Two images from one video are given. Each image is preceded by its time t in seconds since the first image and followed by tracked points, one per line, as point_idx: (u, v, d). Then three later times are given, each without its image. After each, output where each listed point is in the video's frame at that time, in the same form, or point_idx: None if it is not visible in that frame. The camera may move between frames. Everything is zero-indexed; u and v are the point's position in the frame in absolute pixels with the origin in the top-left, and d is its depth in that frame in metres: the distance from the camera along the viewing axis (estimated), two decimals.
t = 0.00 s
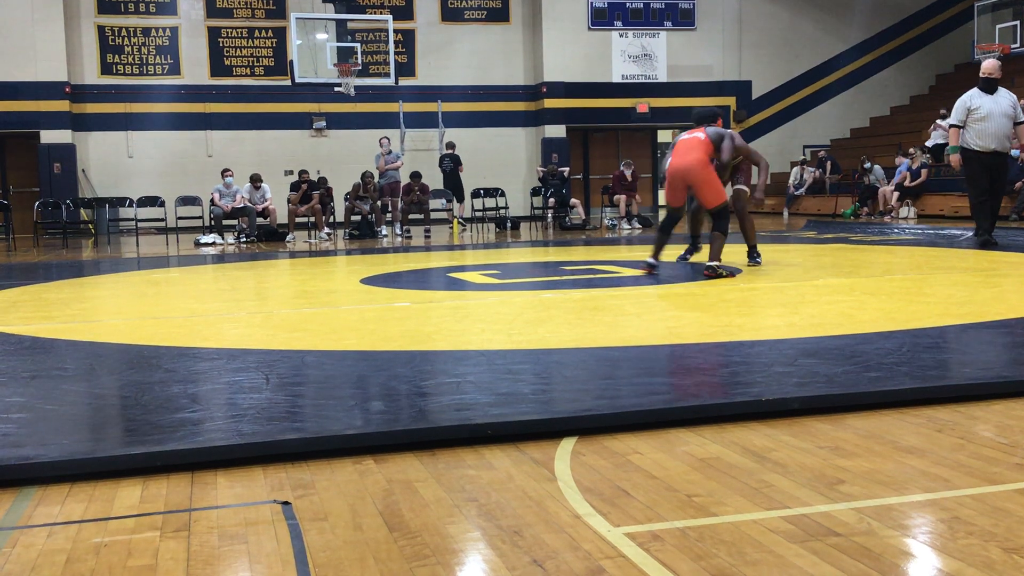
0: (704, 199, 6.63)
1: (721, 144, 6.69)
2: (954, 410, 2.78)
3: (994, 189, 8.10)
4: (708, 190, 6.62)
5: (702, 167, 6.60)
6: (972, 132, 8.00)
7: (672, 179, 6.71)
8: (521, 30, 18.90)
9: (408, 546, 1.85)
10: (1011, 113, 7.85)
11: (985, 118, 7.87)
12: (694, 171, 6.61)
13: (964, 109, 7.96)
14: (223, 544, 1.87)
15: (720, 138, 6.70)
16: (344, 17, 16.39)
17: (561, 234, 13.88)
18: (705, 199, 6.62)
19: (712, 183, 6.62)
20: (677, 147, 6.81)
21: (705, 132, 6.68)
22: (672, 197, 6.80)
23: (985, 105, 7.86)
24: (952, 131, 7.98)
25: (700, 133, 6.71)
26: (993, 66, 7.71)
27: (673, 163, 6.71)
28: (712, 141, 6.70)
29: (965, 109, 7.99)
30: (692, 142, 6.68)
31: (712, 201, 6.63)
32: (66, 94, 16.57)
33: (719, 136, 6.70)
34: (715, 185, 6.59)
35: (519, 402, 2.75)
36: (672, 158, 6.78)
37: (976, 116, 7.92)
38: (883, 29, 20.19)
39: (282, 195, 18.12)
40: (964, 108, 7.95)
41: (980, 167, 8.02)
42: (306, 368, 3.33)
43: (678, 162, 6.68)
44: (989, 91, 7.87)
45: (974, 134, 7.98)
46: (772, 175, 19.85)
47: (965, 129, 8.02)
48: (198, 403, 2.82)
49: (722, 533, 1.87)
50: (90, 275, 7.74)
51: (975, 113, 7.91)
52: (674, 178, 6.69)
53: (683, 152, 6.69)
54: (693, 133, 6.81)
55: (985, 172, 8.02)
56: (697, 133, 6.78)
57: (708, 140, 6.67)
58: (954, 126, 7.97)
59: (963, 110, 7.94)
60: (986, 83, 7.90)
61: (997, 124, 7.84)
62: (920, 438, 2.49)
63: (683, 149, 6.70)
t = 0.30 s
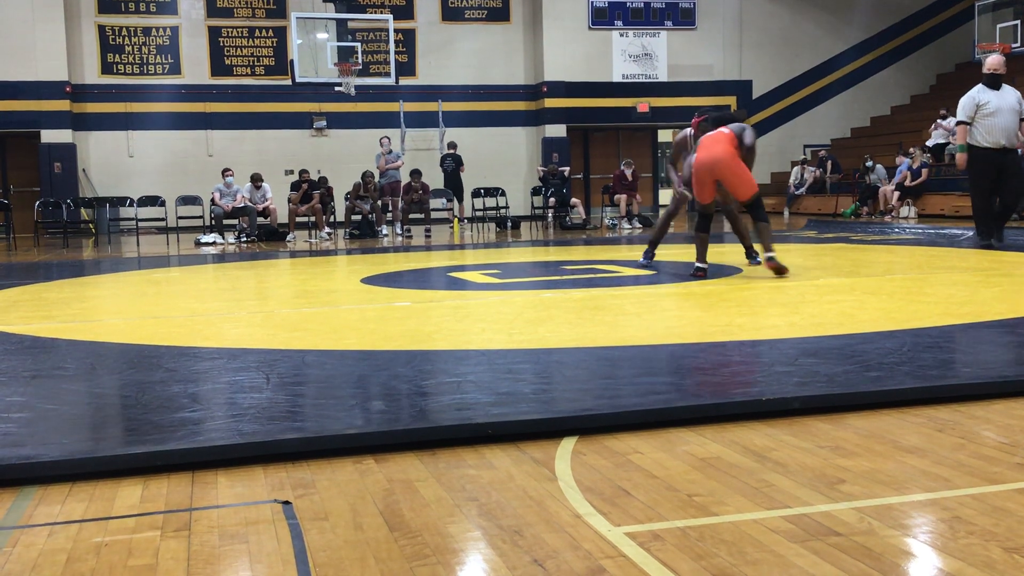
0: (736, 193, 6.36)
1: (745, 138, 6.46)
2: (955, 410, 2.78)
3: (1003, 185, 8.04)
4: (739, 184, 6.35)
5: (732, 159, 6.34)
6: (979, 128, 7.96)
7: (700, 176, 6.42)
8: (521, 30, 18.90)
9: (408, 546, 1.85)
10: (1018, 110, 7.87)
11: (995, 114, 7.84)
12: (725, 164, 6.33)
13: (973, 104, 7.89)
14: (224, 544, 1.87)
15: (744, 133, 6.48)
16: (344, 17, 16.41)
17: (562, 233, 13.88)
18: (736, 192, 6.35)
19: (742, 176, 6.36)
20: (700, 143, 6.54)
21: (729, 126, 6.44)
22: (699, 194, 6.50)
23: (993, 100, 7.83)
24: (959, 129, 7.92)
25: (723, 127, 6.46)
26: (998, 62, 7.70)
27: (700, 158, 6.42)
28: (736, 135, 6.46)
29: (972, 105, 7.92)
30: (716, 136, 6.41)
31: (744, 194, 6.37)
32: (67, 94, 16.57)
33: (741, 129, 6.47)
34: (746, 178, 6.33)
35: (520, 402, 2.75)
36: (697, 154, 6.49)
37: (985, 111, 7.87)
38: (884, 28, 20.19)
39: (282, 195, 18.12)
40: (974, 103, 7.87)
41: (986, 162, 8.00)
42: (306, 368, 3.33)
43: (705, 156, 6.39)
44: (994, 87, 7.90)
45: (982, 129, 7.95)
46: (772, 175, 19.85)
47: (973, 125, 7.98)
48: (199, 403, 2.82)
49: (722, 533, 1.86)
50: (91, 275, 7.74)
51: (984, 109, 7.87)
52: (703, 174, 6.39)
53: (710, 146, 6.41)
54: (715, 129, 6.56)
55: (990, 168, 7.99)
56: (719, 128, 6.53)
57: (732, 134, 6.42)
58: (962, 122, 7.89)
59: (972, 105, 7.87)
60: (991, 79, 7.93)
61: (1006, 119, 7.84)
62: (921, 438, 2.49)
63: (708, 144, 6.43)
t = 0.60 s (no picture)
0: (772, 192, 6.34)
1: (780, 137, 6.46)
2: (956, 409, 2.78)
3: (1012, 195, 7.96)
4: (776, 183, 6.34)
5: (777, 157, 6.30)
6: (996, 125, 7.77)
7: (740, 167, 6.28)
8: (522, 29, 18.89)
9: (409, 544, 1.85)
10: None
11: (1011, 110, 7.68)
12: (769, 160, 6.28)
13: (987, 100, 7.74)
14: (225, 543, 1.87)
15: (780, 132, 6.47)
16: (345, 16, 16.43)
17: (563, 232, 13.87)
18: (774, 191, 6.33)
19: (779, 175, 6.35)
20: (739, 133, 6.39)
21: (770, 121, 6.38)
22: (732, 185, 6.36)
23: (1009, 97, 7.68)
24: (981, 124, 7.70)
25: (764, 121, 6.38)
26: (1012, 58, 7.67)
27: (746, 149, 6.28)
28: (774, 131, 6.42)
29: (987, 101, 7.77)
30: (762, 130, 6.33)
31: (777, 194, 6.37)
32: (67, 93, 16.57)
33: (778, 127, 6.46)
34: (783, 178, 6.34)
35: (520, 401, 2.75)
36: (738, 144, 6.34)
37: (1001, 108, 7.72)
38: (884, 27, 20.19)
39: (283, 194, 18.12)
40: (988, 99, 7.72)
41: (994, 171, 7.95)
42: (307, 367, 3.32)
43: (751, 149, 6.27)
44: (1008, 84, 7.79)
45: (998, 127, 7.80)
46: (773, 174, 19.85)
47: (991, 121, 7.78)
48: (199, 402, 2.82)
49: (723, 532, 1.86)
50: (92, 275, 7.74)
51: (999, 105, 7.71)
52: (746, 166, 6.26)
53: (756, 138, 6.30)
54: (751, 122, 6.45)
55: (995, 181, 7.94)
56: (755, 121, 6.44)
57: (773, 130, 6.38)
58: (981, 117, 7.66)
59: (987, 101, 7.70)
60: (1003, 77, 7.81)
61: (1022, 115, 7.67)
62: (922, 437, 2.49)
63: (754, 136, 6.32)
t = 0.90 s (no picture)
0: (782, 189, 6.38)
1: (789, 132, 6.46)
2: (957, 408, 2.78)
3: None
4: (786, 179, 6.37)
5: (789, 154, 6.30)
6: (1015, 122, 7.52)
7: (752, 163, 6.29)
8: (522, 28, 18.89)
9: (409, 544, 1.85)
10: None
11: None
12: (782, 158, 6.28)
13: (1007, 98, 7.49)
14: (225, 542, 1.87)
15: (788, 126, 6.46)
16: (345, 16, 16.44)
17: (563, 231, 13.87)
18: (783, 188, 6.36)
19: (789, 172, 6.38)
20: (752, 128, 6.33)
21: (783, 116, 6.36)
22: (742, 181, 6.39)
23: None
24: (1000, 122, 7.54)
25: (776, 116, 6.35)
26: None
27: (759, 146, 6.26)
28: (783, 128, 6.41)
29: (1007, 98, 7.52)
30: (774, 126, 6.30)
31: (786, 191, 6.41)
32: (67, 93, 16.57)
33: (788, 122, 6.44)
34: (792, 175, 6.36)
35: (521, 401, 2.75)
36: (750, 140, 6.32)
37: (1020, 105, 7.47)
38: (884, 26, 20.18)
39: (284, 194, 18.12)
40: (1008, 96, 7.48)
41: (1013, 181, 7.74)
42: (308, 367, 3.32)
43: (765, 147, 6.25)
44: None
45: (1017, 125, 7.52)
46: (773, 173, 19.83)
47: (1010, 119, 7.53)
48: (199, 402, 2.82)
49: (724, 531, 1.86)
50: (92, 274, 7.73)
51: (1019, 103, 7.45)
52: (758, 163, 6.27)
53: (769, 135, 6.28)
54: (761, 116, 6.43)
55: (1017, 200, 7.81)
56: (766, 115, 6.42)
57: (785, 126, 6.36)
58: (1000, 116, 7.45)
59: (1007, 100, 7.45)
60: None
61: None
62: (922, 436, 2.49)
63: (767, 133, 6.29)
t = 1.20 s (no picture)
0: (775, 189, 6.35)
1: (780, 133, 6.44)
2: (957, 406, 2.78)
3: None
4: (778, 180, 6.34)
5: (778, 154, 6.28)
6: None
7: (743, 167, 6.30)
8: (522, 28, 18.89)
9: (410, 544, 1.85)
10: None
11: None
12: (770, 158, 6.27)
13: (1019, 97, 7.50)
14: (226, 542, 1.87)
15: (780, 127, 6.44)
16: (344, 16, 16.45)
17: (563, 231, 13.87)
18: (775, 189, 6.33)
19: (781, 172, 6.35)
20: (740, 132, 6.37)
21: (771, 118, 6.36)
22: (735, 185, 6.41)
23: None
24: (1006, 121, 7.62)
25: (764, 117, 6.36)
26: None
27: (746, 147, 6.28)
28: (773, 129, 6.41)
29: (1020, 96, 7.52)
30: (761, 127, 6.30)
31: (779, 191, 6.38)
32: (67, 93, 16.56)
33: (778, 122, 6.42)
34: (785, 175, 6.34)
35: (522, 400, 2.75)
36: (738, 143, 6.34)
37: None
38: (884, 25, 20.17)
39: (284, 194, 18.13)
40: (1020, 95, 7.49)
41: None
42: (308, 367, 3.32)
43: (752, 148, 6.26)
44: None
45: None
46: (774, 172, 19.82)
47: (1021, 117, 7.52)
48: (200, 402, 2.82)
49: (724, 530, 1.86)
50: (93, 274, 7.75)
51: None
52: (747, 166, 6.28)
53: (756, 137, 6.29)
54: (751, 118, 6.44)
55: None
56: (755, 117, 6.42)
57: (774, 127, 6.36)
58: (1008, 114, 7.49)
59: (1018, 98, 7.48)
60: None
61: None
62: (922, 435, 2.49)
63: (754, 134, 6.30)
